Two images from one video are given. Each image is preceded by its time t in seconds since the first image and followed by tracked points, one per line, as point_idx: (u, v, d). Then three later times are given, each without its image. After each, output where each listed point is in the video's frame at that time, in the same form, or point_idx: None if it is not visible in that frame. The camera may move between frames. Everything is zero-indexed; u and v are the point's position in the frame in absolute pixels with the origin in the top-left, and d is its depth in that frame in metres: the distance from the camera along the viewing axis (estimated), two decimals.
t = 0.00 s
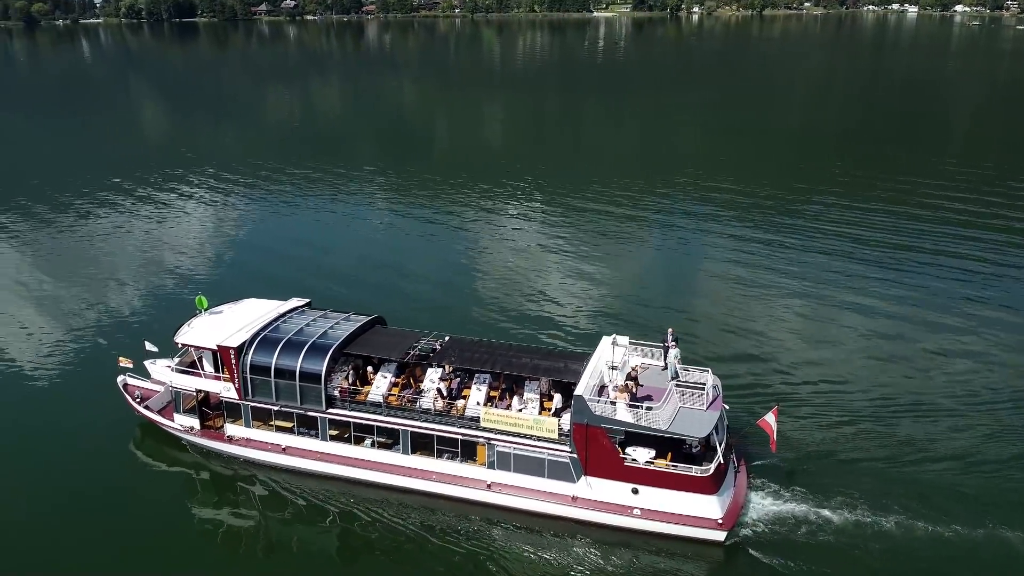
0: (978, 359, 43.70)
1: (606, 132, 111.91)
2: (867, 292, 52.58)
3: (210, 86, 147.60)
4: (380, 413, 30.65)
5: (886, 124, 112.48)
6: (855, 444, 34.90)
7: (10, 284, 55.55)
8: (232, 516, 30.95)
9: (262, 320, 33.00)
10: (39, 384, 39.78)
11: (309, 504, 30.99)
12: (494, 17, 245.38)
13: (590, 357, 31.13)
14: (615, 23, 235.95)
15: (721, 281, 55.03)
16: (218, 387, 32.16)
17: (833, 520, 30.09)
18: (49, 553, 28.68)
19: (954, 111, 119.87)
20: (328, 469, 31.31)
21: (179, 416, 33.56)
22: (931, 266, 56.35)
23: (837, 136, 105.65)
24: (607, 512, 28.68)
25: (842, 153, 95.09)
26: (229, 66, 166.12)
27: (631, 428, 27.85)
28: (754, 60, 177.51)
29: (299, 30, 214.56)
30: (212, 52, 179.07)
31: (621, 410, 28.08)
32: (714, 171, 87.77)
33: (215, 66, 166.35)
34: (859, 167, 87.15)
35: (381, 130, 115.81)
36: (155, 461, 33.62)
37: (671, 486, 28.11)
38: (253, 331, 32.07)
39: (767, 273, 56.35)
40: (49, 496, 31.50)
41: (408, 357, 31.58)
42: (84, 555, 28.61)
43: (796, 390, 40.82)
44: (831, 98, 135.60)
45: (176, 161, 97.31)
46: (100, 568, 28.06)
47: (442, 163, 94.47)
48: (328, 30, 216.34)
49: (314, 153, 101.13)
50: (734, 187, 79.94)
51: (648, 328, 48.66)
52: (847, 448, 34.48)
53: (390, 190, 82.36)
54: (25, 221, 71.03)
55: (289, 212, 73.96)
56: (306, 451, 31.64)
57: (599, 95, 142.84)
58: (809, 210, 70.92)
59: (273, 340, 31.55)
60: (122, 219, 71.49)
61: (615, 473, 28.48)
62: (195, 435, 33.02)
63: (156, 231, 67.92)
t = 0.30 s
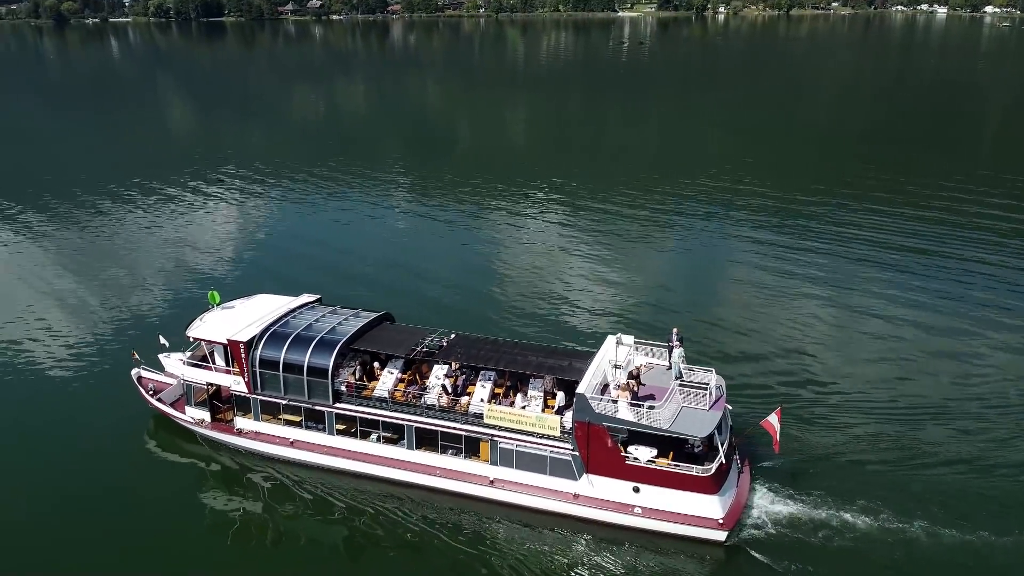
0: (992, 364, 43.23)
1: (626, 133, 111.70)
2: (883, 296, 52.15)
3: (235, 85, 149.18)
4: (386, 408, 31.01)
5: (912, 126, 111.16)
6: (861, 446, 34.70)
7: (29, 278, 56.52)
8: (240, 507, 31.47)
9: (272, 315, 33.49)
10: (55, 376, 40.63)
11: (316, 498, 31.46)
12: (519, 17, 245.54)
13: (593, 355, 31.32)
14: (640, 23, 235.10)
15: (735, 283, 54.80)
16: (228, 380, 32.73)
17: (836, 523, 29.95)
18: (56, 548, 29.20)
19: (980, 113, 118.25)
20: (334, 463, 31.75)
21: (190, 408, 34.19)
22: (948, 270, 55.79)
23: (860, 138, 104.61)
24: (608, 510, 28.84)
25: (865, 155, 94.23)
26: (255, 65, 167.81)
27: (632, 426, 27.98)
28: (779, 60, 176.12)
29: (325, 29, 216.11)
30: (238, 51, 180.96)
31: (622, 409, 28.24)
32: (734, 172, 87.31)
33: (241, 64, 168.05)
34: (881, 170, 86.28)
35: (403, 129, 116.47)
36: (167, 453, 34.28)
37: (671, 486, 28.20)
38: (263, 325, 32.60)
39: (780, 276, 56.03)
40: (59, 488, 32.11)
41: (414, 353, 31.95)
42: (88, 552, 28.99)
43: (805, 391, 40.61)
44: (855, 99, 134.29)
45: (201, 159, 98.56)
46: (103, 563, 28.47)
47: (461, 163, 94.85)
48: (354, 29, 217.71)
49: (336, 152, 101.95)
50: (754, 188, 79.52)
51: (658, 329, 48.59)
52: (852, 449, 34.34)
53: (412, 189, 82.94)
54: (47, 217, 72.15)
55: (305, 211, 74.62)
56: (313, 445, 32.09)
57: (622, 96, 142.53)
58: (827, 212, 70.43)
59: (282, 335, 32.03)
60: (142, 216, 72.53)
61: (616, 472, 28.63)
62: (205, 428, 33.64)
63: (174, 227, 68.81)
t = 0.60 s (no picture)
0: (1006, 368, 42.80)
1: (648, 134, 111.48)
2: (899, 299, 51.68)
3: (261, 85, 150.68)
4: (392, 403, 31.38)
5: (939, 128, 109.89)
6: (868, 449, 34.50)
7: (50, 271, 57.53)
8: (248, 498, 31.95)
9: (283, 310, 34.03)
10: (73, 369, 41.50)
11: (323, 491, 31.89)
12: (544, 17, 245.66)
13: (598, 354, 31.47)
14: (665, 23, 234.15)
15: (749, 286, 54.58)
16: (239, 374, 33.30)
17: (839, 524, 29.84)
18: (64, 539, 29.64)
19: (1009, 116, 116.60)
20: (341, 457, 32.18)
21: (202, 401, 34.84)
22: (966, 274, 55.26)
23: (885, 140, 103.46)
24: (609, 508, 29.00)
25: (889, 158, 93.27)
26: (281, 64, 169.52)
27: (634, 425, 28.07)
28: (806, 61, 174.57)
29: (351, 29, 217.60)
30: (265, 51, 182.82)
31: (625, 407, 28.32)
32: (755, 175, 86.78)
33: (267, 64, 169.76)
34: (904, 173, 85.47)
35: (424, 129, 117.15)
36: (179, 444, 34.94)
37: (672, 485, 28.29)
38: (273, 321, 33.15)
39: (795, 279, 55.71)
40: (71, 480, 32.72)
41: (421, 349, 32.31)
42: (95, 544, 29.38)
43: (814, 393, 40.44)
44: (882, 100, 132.88)
45: (225, 157, 99.75)
46: (111, 554, 28.94)
47: (482, 163, 95.17)
48: (379, 29, 219.06)
49: (357, 151, 102.74)
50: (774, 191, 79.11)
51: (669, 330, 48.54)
52: (858, 451, 34.17)
53: (437, 188, 83.86)
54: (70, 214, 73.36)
55: (324, 210, 75.31)
56: (321, 439, 32.53)
57: (645, 96, 142.19)
58: (847, 214, 69.95)
59: (292, 331, 32.54)
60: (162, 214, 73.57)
61: (618, 470, 28.77)
62: (215, 420, 34.24)
63: (193, 225, 69.78)
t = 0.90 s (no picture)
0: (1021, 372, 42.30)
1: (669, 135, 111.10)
2: (914, 303, 51.19)
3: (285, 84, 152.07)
4: (398, 399, 31.73)
5: (965, 131, 108.41)
6: (875, 451, 34.29)
7: (67, 266, 58.24)
8: (257, 490, 32.47)
9: (293, 306, 34.53)
10: (89, 363, 42.23)
11: (330, 484, 32.38)
12: (568, 17, 245.35)
13: (603, 352, 31.63)
14: (690, 22, 232.86)
15: (763, 288, 54.34)
16: (250, 367, 33.85)
17: (843, 527, 29.68)
18: (64, 540, 29.76)
19: None
20: (348, 450, 32.61)
21: (213, 394, 35.47)
22: (985, 278, 54.63)
23: (910, 142, 102.32)
24: (610, 505, 29.17)
25: (913, 161, 92.24)
26: (306, 64, 170.92)
27: (635, 423, 28.19)
28: (832, 62, 172.81)
29: (375, 29, 218.68)
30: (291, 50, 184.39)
31: (626, 406, 28.47)
32: (774, 177, 86.15)
33: (292, 63, 171.23)
34: (927, 176, 84.52)
35: (445, 128, 117.64)
36: (191, 436, 35.56)
37: (674, 484, 28.39)
38: (283, 315, 33.67)
39: (810, 283, 55.40)
40: (78, 474, 33.14)
41: (427, 346, 32.65)
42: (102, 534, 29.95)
43: (824, 394, 40.25)
44: (908, 102, 131.31)
45: (248, 156, 100.87)
46: (111, 553, 29.07)
47: (501, 163, 95.43)
48: (404, 29, 220.05)
49: (378, 151, 103.44)
50: (795, 193, 78.62)
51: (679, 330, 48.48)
52: (864, 453, 34.00)
53: (460, 188, 84.17)
54: (91, 212, 74.32)
55: (341, 209, 75.92)
56: (328, 432, 32.99)
57: (667, 97, 141.66)
58: (866, 217, 69.36)
59: (302, 326, 33.03)
60: (182, 212, 74.48)
61: (619, 468, 28.93)
62: (226, 413, 34.86)
63: (210, 224, 70.58)
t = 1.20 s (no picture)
0: None
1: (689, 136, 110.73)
2: (930, 306, 50.64)
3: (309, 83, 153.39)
4: (404, 393, 32.12)
5: (992, 134, 106.94)
6: (883, 453, 34.04)
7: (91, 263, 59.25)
8: (266, 482, 33.04)
9: (303, 301, 35.04)
10: (104, 357, 42.94)
11: (338, 477, 32.88)
12: (592, 17, 244.90)
13: (608, 350, 31.82)
14: (715, 22, 231.46)
15: (777, 290, 54.01)
16: (260, 361, 34.42)
17: (846, 528, 29.54)
18: (64, 540, 29.70)
19: None
20: (356, 445, 33.07)
21: (225, 387, 36.10)
22: (1002, 282, 54.07)
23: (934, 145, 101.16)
24: (611, 502, 29.37)
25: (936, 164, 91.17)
26: (330, 63, 172.26)
27: (637, 421, 28.35)
28: (858, 63, 170.97)
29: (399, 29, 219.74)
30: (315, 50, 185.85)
31: (628, 403, 28.65)
32: (794, 179, 85.46)
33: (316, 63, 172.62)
34: (950, 179, 83.55)
35: (465, 128, 118.11)
36: (204, 429, 36.22)
37: (675, 482, 28.50)
38: (293, 311, 34.22)
39: (824, 286, 54.97)
40: (80, 473, 33.21)
41: (434, 342, 33.04)
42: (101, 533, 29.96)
43: (834, 395, 40.04)
44: (933, 104, 129.77)
45: (270, 155, 101.97)
46: (111, 553, 29.07)
47: (520, 163, 95.61)
48: (428, 29, 220.88)
49: (399, 150, 104.11)
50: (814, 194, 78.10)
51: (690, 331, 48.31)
52: (870, 455, 33.82)
53: (480, 188, 84.46)
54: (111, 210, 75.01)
55: (358, 208, 76.43)
56: (336, 426, 33.45)
57: (689, 97, 141.09)
58: (886, 220, 68.81)
59: (311, 321, 33.54)
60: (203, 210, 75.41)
61: (621, 465, 29.09)
62: (237, 406, 35.48)
63: (228, 222, 71.27)
